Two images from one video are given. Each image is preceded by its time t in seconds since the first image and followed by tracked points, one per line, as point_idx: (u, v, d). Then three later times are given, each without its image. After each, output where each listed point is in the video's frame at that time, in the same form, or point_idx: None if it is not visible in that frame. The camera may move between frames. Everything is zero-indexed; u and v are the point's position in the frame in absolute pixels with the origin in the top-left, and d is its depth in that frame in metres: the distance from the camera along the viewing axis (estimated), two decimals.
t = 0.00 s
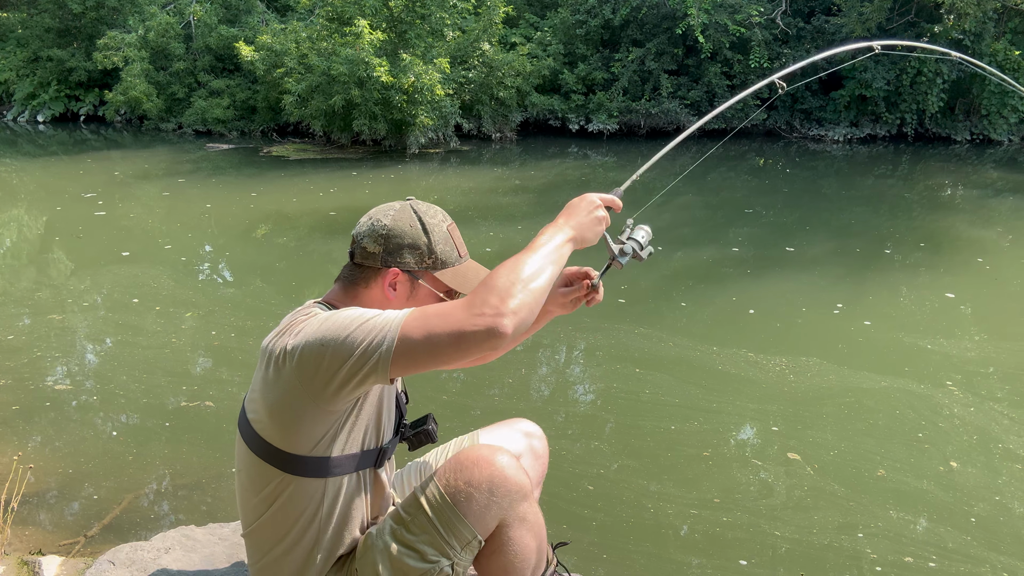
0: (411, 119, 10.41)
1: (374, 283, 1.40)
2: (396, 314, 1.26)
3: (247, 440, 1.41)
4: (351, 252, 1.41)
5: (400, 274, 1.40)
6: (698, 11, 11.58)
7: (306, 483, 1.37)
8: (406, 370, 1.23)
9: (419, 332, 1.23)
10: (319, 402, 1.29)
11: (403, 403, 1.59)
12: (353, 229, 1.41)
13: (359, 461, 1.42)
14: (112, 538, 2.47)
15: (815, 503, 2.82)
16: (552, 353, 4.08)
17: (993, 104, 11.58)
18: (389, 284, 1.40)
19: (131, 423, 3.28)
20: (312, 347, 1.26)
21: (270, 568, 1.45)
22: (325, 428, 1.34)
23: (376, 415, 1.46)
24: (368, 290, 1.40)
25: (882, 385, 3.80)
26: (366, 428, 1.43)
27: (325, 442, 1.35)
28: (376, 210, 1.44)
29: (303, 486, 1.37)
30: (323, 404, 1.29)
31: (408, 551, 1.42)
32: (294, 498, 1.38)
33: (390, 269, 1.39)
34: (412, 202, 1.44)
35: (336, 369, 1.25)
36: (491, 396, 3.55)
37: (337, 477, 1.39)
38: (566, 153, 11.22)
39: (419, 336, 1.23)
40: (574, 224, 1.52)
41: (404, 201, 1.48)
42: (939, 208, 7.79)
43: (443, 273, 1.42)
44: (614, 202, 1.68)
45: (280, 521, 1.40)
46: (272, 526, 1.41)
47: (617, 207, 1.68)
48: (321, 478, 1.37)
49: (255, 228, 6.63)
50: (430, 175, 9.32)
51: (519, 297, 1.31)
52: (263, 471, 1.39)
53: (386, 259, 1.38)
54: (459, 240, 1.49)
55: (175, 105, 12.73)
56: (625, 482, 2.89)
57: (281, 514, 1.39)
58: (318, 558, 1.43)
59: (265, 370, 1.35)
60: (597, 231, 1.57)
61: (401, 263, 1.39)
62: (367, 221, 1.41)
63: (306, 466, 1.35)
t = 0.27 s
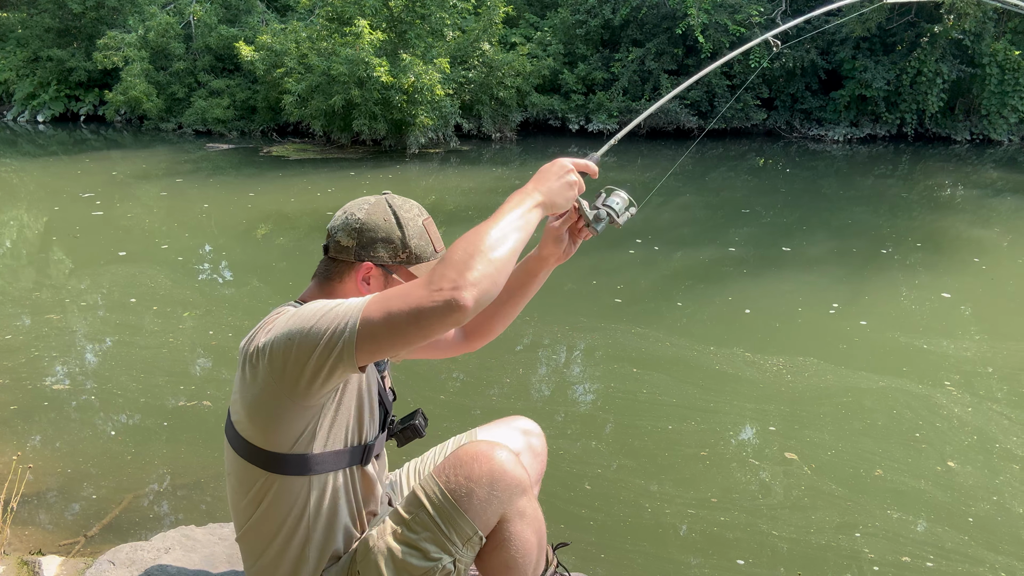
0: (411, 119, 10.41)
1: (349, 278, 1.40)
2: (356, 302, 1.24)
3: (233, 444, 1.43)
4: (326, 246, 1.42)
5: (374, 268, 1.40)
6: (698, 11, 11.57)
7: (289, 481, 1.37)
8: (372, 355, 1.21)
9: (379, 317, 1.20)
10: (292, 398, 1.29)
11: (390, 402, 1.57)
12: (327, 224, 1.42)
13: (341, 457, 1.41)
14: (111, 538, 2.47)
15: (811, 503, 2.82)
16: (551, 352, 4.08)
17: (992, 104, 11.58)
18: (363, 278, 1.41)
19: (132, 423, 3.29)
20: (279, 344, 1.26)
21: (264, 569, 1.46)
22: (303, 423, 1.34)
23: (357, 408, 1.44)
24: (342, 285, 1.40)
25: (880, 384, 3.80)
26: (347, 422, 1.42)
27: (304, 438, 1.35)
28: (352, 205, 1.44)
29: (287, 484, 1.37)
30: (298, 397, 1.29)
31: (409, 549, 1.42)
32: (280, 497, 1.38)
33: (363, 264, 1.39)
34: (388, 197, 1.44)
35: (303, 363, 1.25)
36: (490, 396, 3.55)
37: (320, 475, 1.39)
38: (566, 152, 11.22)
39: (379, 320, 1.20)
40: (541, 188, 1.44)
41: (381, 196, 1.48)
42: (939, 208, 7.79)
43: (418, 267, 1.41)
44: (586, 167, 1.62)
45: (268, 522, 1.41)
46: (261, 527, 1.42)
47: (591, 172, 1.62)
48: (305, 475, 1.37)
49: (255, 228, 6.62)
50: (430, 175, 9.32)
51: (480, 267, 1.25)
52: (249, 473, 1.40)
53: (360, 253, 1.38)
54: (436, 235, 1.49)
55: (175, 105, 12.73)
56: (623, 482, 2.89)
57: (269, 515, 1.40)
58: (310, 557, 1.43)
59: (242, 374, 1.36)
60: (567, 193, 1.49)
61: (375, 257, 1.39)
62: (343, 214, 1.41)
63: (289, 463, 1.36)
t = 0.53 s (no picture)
0: (411, 119, 10.41)
1: (320, 272, 1.42)
2: (327, 290, 1.24)
3: (220, 445, 1.44)
4: (297, 241, 1.43)
5: (344, 262, 1.41)
6: (698, 12, 11.57)
7: (275, 479, 1.37)
8: (345, 340, 1.21)
9: (350, 301, 1.20)
10: (270, 392, 1.30)
11: (373, 395, 1.57)
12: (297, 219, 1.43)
13: (326, 452, 1.40)
14: (112, 538, 2.47)
15: (808, 503, 2.82)
16: (551, 353, 4.09)
17: (992, 104, 11.58)
18: (334, 272, 1.42)
19: (131, 423, 3.29)
20: (253, 338, 1.27)
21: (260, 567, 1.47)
22: (284, 418, 1.34)
23: (340, 401, 1.43)
24: (314, 279, 1.42)
25: (878, 384, 3.80)
26: (331, 416, 1.41)
27: (288, 434, 1.35)
28: (322, 199, 1.45)
29: (274, 482, 1.38)
30: (276, 390, 1.29)
31: (408, 551, 1.42)
32: (268, 495, 1.39)
33: (333, 258, 1.40)
34: (357, 190, 1.45)
35: (278, 354, 1.25)
36: (488, 395, 3.55)
37: (306, 471, 1.39)
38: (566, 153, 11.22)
39: (351, 305, 1.20)
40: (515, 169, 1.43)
41: (353, 189, 1.49)
42: (939, 208, 7.79)
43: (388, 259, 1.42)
44: (574, 150, 1.59)
45: (259, 521, 1.42)
46: (253, 526, 1.43)
47: (579, 155, 1.60)
48: (290, 472, 1.37)
49: (255, 228, 6.63)
50: (430, 175, 9.32)
51: (452, 246, 1.25)
52: (237, 473, 1.41)
53: (329, 247, 1.39)
54: (408, 227, 1.49)
55: (175, 105, 12.73)
56: (620, 481, 2.90)
57: (260, 514, 1.41)
58: (303, 555, 1.44)
59: (221, 374, 1.37)
60: (551, 174, 1.47)
61: (344, 250, 1.39)
62: (312, 209, 1.42)
63: (275, 461, 1.36)
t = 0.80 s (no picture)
0: (410, 119, 10.41)
1: (315, 272, 1.41)
2: (322, 291, 1.24)
3: (214, 448, 1.44)
4: (291, 241, 1.43)
5: (338, 261, 1.41)
6: (698, 11, 11.56)
7: (272, 480, 1.37)
8: (341, 340, 1.21)
9: (346, 302, 1.20)
10: (266, 393, 1.30)
11: (369, 394, 1.56)
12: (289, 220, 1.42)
13: (322, 452, 1.40)
14: (111, 538, 2.47)
15: (806, 502, 2.82)
16: (551, 353, 4.08)
17: (993, 104, 11.59)
18: (329, 272, 1.42)
19: (131, 422, 3.28)
20: (247, 340, 1.26)
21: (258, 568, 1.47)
22: (279, 418, 1.33)
23: (336, 399, 1.42)
24: (307, 279, 1.41)
25: (875, 384, 3.80)
26: (328, 414, 1.41)
27: (283, 434, 1.35)
28: (315, 198, 1.45)
29: (270, 483, 1.38)
30: (272, 391, 1.29)
31: (408, 553, 1.41)
32: (264, 496, 1.39)
33: (328, 257, 1.40)
34: (351, 189, 1.44)
35: (273, 356, 1.25)
36: (486, 396, 3.55)
37: (302, 471, 1.38)
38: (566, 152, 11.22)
39: (347, 305, 1.20)
40: (507, 163, 1.43)
41: (345, 188, 1.49)
42: (939, 208, 7.79)
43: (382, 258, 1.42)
44: (568, 139, 1.59)
45: (256, 523, 1.42)
46: (251, 528, 1.43)
47: (574, 146, 1.59)
48: (286, 472, 1.37)
49: (255, 228, 6.62)
50: (429, 175, 9.32)
51: (447, 244, 1.25)
52: (232, 475, 1.41)
53: (324, 246, 1.39)
54: (401, 226, 1.49)
55: (175, 105, 12.72)
56: (619, 481, 2.89)
57: (257, 516, 1.41)
58: (302, 555, 1.43)
59: (217, 377, 1.37)
60: (545, 167, 1.48)
61: (339, 250, 1.39)
62: (306, 208, 1.42)
63: (271, 462, 1.36)
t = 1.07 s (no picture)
0: (410, 119, 10.41)
1: (302, 269, 1.42)
2: (304, 285, 1.24)
3: (208, 448, 1.44)
4: (279, 239, 1.43)
5: (325, 259, 1.42)
6: (698, 11, 11.55)
7: (265, 478, 1.37)
8: (325, 333, 1.21)
9: (327, 294, 1.20)
10: (252, 390, 1.30)
11: (362, 391, 1.56)
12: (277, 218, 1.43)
13: (314, 449, 1.40)
14: (112, 538, 2.47)
15: (803, 502, 2.83)
16: (551, 353, 4.08)
17: (993, 104, 11.59)
18: (316, 269, 1.42)
19: (131, 422, 3.28)
20: (233, 337, 1.27)
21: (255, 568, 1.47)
22: (270, 415, 1.34)
23: (327, 397, 1.42)
24: (295, 277, 1.42)
25: (873, 384, 3.80)
26: (320, 412, 1.41)
27: (275, 432, 1.35)
28: (303, 196, 1.45)
29: (264, 481, 1.38)
30: (260, 388, 1.29)
31: (407, 558, 1.41)
32: (258, 494, 1.39)
33: (315, 255, 1.41)
34: (337, 186, 1.44)
35: (259, 351, 1.25)
36: (485, 395, 3.55)
37: (296, 469, 1.38)
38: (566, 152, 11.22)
39: (328, 297, 1.20)
40: (494, 155, 1.42)
41: (333, 185, 1.49)
42: (938, 208, 7.79)
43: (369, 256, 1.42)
44: (563, 138, 1.60)
45: (251, 522, 1.42)
46: (247, 527, 1.44)
47: (565, 144, 1.59)
48: (279, 471, 1.37)
49: (255, 228, 6.62)
50: (429, 175, 9.32)
51: (428, 234, 1.25)
52: (227, 474, 1.42)
53: (311, 245, 1.39)
54: (389, 222, 1.50)
55: (175, 105, 12.72)
56: (616, 481, 2.89)
57: (252, 515, 1.42)
58: (299, 555, 1.43)
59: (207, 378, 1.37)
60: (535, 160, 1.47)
61: (326, 248, 1.39)
62: (292, 206, 1.42)
63: (264, 459, 1.36)
